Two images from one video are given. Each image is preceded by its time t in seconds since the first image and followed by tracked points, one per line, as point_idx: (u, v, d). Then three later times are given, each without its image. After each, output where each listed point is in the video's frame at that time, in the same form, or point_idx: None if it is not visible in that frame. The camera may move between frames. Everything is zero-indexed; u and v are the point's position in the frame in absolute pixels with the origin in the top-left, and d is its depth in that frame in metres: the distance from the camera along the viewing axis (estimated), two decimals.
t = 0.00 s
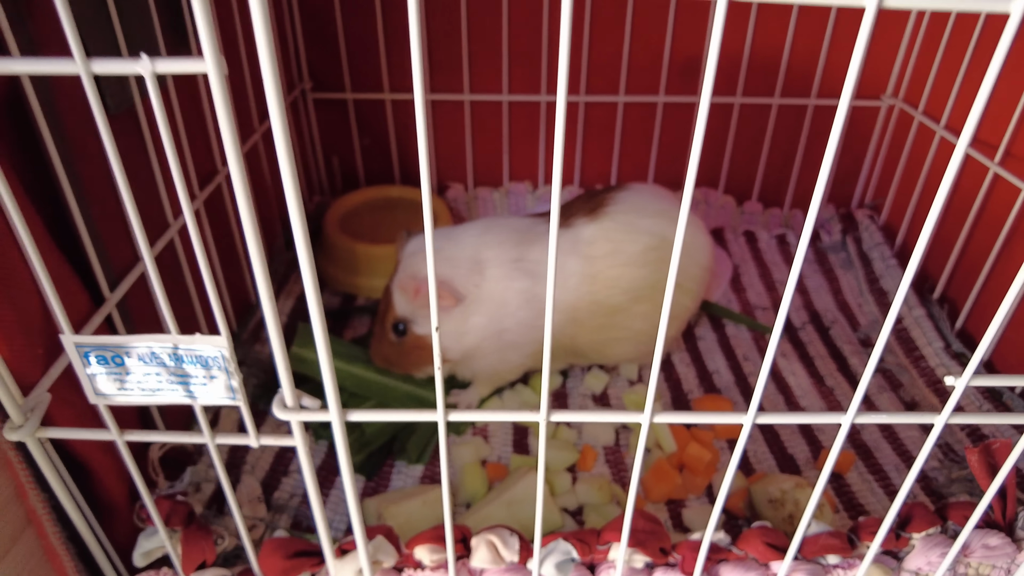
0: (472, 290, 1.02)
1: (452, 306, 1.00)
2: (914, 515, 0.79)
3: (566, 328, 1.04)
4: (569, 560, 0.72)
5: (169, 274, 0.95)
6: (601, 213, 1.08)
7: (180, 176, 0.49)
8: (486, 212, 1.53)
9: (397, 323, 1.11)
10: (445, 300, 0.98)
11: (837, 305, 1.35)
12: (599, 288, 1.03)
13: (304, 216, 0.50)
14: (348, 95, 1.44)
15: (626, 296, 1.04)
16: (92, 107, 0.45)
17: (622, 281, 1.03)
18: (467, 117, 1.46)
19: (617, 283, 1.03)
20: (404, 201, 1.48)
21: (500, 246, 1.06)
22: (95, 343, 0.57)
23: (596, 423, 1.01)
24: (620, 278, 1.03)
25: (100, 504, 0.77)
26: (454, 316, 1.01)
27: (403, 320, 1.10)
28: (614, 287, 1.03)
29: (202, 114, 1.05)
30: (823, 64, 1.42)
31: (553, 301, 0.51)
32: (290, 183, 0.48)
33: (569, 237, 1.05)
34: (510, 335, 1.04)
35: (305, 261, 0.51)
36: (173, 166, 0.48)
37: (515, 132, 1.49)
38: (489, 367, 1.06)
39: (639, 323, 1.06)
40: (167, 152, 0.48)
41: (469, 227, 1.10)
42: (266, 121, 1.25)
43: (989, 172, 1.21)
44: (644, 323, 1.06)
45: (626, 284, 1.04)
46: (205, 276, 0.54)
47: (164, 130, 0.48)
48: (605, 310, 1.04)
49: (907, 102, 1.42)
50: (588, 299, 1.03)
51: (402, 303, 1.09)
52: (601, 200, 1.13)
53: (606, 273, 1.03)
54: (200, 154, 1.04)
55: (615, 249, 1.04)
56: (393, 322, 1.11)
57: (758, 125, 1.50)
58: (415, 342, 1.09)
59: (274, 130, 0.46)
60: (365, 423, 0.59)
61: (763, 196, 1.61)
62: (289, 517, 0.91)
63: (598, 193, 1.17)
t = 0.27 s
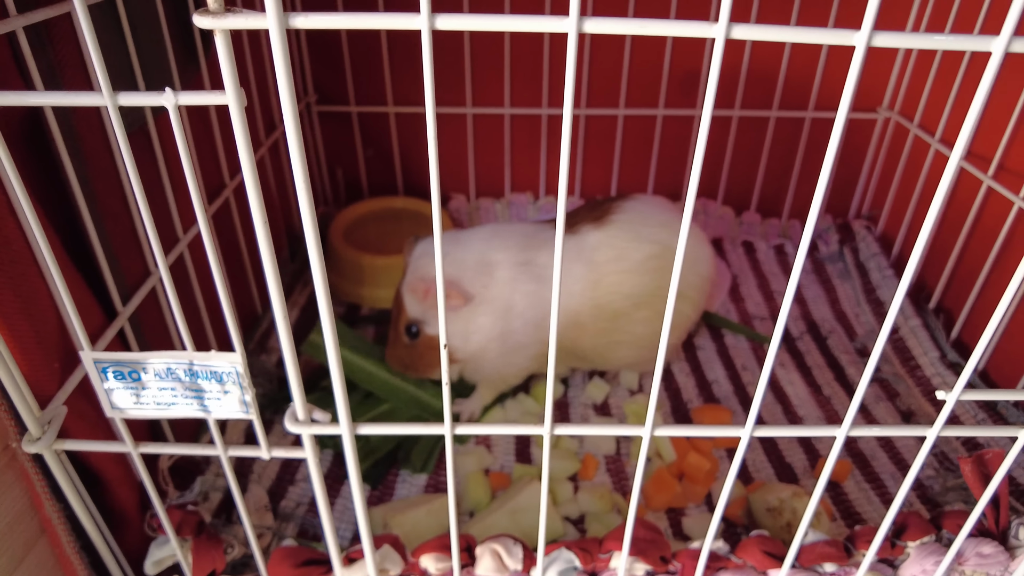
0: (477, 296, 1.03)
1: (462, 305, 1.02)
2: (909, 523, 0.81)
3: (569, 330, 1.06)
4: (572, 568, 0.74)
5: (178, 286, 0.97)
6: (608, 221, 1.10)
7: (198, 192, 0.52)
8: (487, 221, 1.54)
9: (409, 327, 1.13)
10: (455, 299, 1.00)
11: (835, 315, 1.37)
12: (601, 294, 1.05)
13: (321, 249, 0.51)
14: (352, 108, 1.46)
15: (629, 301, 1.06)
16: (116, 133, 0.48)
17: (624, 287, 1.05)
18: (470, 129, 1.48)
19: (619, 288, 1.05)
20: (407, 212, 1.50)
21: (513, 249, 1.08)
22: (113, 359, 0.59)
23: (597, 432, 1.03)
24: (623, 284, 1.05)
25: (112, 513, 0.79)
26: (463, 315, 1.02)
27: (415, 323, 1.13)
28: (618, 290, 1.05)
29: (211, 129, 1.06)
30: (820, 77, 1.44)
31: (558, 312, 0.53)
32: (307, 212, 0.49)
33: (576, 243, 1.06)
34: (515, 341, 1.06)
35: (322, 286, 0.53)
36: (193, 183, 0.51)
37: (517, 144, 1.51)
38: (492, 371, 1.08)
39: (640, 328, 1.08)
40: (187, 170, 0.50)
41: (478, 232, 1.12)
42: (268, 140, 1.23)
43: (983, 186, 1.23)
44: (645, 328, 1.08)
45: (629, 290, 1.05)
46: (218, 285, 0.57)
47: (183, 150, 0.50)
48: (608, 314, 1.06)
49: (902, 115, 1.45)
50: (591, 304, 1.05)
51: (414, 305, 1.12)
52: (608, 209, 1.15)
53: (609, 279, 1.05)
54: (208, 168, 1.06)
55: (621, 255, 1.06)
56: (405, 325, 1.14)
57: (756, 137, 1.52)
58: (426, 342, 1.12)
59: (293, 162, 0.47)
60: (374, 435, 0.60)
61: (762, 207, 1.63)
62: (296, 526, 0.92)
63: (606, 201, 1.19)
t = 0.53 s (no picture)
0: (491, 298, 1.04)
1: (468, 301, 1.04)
2: (928, 522, 0.81)
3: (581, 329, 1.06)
4: (592, 567, 0.74)
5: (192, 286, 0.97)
6: (615, 224, 1.10)
7: (227, 188, 0.51)
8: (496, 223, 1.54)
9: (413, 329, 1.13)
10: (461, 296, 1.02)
11: (845, 316, 1.37)
12: (607, 298, 1.05)
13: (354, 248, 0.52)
14: (361, 109, 1.46)
15: (634, 304, 1.06)
16: (148, 129, 0.48)
17: (629, 290, 1.05)
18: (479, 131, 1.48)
19: (624, 292, 1.05)
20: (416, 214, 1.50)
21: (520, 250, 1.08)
22: (138, 356, 0.59)
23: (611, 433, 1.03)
24: (627, 288, 1.05)
25: (130, 513, 0.78)
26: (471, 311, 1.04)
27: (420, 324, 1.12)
28: (624, 293, 1.05)
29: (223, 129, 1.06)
30: (828, 79, 1.44)
31: (587, 303, 0.53)
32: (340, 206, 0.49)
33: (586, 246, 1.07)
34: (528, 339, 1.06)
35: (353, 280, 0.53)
36: (222, 181, 0.51)
37: (526, 146, 1.52)
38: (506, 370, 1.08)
39: (648, 330, 1.08)
40: (215, 167, 0.50)
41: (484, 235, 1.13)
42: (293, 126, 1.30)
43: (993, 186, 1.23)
44: (653, 331, 1.08)
45: (634, 293, 1.06)
46: (245, 286, 0.55)
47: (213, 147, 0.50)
48: (614, 316, 1.06)
49: (910, 117, 1.45)
50: (597, 308, 1.05)
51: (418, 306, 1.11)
52: (614, 211, 1.15)
53: (613, 284, 1.05)
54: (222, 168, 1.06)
55: (626, 259, 1.06)
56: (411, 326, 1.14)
57: (764, 139, 1.53)
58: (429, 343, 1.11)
59: (327, 158, 0.47)
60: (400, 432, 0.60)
61: (769, 208, 1.63)
62: (311, 526, 0.92)
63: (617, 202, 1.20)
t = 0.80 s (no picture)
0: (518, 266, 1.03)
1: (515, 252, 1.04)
2: (937, 519, 0.81)
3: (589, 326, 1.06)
4: (602, 564, 0.73)
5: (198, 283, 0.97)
6: (633, 218, 1.12)
7: (243, 180, 0.51)
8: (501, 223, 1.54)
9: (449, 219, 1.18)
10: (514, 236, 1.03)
11: (850, 316, 1.37)
12: (622, 289, 1.05)
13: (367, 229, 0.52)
14: (366, 109, 1.46)
15: (646, 299, 1.06)
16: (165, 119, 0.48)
17: (641, 285, 1.05)
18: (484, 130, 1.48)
19: (637, 286, 1.05)
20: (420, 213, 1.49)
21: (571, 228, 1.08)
22: (148, 349, 0.58)
23: (618, 431, 1.03)
24: (641, 281, 1.05)
25: (136, 509, 0.78)
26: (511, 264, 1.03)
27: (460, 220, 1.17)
28: (636, 288, 1.05)
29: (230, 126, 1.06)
30: (833, 78, 1.45)
31: (602, 289, 0.54)
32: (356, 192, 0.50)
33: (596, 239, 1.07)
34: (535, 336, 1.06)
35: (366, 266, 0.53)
36: (239, 172, 0.51)
37: (530, 145, 1.52)
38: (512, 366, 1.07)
39: (656, 328, 1.07)
40: (231, 157, 0.50)
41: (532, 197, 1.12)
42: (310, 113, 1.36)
43: (999, 185, 1.23)
44: (660, 328, 1.07)
45: (645, 288, 1.05)
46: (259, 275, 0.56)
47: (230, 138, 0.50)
48: (625, 310, 1.05)
49: (915, 117, 1.45)
50: (611, 300, 1.04)
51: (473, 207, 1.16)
52: (631, 205, 1.17)
53: (627, 277, 1.05)
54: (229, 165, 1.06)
55: (640, 253, 1.07)
56: (444, 217, 1.19)
57: (769, 139, 1.53)
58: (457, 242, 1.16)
59: (344, 147, 0.47)
60: (412, 426, 0.60)
61: (774, 209, 1.63)
62: (317, 524, 0.92)
63: (628, 199, 1.21)
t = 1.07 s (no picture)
0: (514, 268, 1.04)
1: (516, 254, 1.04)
2: (924, 527, 0.81)
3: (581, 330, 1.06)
4: (588, 573, 0.73)
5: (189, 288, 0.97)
6: (631, 219, 1.11)
7: (224, 191, 0.52)
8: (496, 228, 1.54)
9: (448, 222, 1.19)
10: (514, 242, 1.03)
11: (843, 321, 1.37)
12: (619, 291, 1.05)
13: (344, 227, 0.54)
14: (360, 114, 1.46)
15: (642, 303, 1.06)
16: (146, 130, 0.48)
17: (640, 288, 1.05)
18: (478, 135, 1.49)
19: (635, 289, 1.05)
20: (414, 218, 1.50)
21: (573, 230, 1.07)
22: (133, 358, 0.59)
23: (609, 438, 1.03)
24: (639, 284, 1.05)
25: (124, 517, 0.78)
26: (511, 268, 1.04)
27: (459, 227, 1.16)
28: (632, 291, 1.05)
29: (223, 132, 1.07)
30: (826, 85, 1.45)
31: (582, 298, 0.54)
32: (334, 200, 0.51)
33: (590, 242, 1.07)
34: (526, 342, 1.06)
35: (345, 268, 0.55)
36: (219, 182, 0.51)
37: (525, 150, 1.52)
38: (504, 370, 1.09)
39: (648, 330, 1.07)
40: (213, 168, 0.51)
41: (532, 197, 1.11)
42: (291, 131, 1.29)
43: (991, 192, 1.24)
44: (654, 331, 1.07)
45: (641, 291, 1.05)
46: (240, 285, 0.56)
47: (211, 149, 0.50)
48: (620, 313, 1.05)
49: (908, 123, 1.46)
50: (607, 302, 1.05)
51: (478, 213, 1.05)
52: (629, 207, 1.17)
53: (627, 277, 1.05)
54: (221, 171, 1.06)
55: (638, 255, 1.06)
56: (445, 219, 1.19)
57: (762, 144, 1.53)
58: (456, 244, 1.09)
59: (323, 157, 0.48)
60: (394, 435, 0.61)
61: (768, 214, 1.63)
62: (306, 530, 0.92)
63: (623, 202, 1.21)
